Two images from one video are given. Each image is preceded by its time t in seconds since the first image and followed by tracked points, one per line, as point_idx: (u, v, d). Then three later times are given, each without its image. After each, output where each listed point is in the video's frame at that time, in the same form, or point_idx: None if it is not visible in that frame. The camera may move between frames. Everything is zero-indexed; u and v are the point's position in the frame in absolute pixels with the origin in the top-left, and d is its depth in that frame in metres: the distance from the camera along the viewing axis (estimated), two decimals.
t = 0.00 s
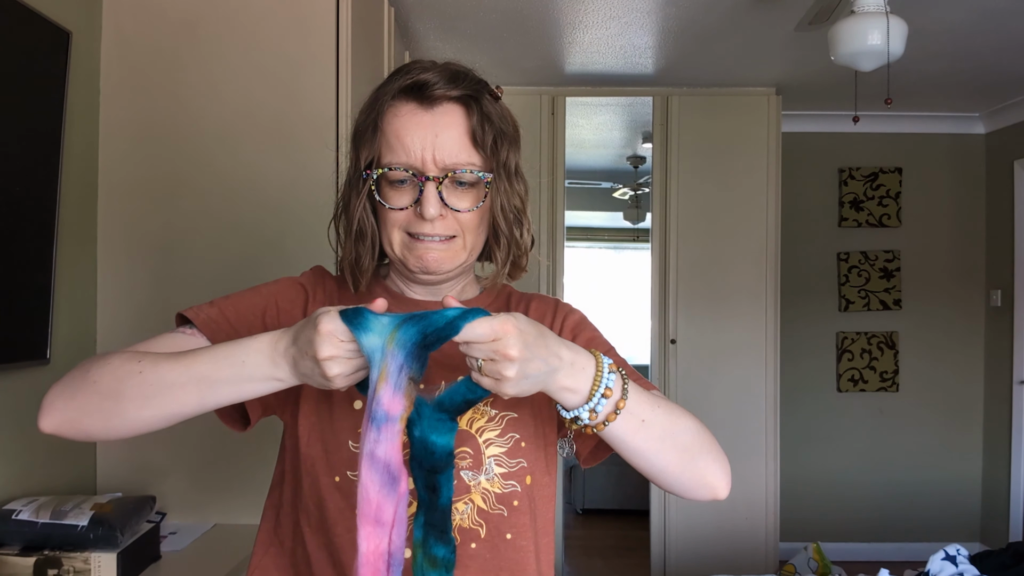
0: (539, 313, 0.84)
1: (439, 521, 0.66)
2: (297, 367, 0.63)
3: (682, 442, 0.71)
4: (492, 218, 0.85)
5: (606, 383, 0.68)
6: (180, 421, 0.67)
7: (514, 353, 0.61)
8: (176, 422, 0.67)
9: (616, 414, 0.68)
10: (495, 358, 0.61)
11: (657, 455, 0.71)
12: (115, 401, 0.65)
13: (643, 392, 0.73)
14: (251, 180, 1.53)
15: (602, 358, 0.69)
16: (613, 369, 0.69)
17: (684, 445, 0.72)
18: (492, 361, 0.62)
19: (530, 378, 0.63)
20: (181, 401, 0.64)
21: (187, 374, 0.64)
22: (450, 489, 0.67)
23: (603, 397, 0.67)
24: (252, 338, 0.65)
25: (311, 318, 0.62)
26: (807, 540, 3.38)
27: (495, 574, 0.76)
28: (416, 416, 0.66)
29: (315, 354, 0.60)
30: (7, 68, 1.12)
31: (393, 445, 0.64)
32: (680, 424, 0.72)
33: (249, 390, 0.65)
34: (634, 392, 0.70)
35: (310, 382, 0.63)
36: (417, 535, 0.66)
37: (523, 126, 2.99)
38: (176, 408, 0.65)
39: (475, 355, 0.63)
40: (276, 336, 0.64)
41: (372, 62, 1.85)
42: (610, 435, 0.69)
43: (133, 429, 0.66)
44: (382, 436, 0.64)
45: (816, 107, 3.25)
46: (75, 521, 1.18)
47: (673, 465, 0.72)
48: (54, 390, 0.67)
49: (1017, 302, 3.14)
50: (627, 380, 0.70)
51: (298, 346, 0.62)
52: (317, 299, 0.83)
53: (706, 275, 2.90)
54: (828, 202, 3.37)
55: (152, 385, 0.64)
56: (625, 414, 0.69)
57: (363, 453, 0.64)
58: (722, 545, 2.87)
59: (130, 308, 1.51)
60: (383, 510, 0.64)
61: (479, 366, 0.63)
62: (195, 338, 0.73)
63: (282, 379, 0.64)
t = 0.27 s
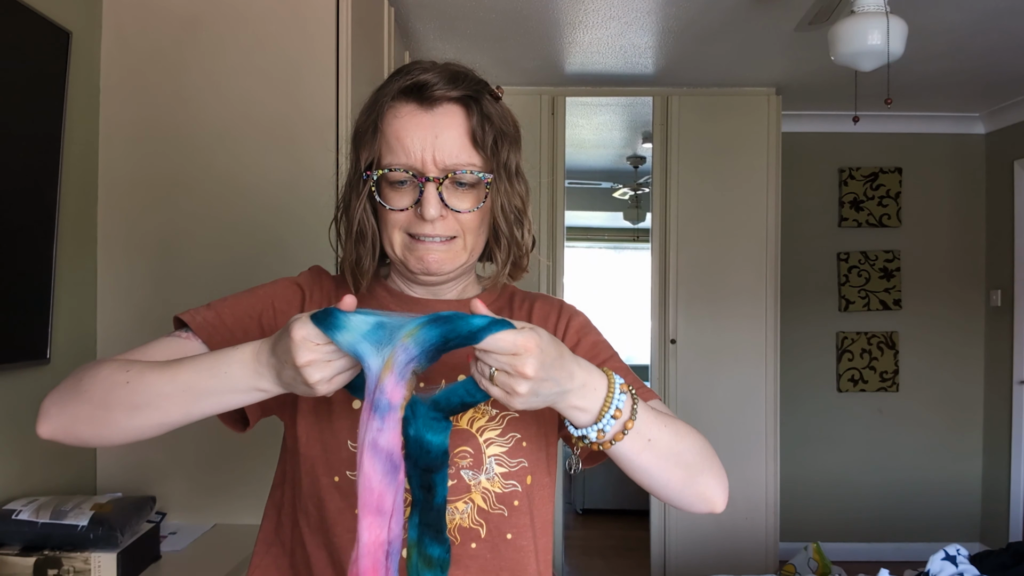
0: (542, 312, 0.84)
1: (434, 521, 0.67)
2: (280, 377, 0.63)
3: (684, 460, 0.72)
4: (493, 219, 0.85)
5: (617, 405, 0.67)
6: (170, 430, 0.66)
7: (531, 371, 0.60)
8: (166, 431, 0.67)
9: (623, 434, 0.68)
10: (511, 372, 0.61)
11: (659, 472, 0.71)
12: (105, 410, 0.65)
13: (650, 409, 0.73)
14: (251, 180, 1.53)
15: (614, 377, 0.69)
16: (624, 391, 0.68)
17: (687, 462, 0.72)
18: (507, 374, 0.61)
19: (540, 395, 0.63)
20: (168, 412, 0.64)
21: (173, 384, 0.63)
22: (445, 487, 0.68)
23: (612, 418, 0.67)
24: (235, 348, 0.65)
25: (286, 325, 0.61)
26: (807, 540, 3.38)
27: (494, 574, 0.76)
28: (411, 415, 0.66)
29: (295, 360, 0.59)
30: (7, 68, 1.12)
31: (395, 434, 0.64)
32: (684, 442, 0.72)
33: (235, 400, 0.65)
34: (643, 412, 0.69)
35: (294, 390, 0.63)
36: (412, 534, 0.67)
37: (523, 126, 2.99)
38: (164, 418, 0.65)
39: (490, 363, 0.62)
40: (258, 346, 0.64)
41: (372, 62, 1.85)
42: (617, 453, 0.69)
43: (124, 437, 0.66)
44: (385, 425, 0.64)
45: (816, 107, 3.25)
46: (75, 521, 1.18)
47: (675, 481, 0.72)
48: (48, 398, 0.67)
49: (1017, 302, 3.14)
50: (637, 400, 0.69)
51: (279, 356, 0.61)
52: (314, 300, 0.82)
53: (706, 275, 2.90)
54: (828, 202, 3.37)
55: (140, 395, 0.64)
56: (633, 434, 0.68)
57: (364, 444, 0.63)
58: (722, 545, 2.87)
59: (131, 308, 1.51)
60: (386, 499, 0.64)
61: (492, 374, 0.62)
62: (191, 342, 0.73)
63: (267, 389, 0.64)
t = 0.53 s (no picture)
0: (544, 312, 0.84)
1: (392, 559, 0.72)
2: (286, 383, 0.62)
3: (662, 506, 0.68)
4: (493, 219, 0.85)
5: (581, 488, 0.62)
6: (169, 437, 0.65)
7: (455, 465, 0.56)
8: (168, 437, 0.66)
9: (588, 507, 0.64)
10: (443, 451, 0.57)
11: (634, 523, 0.68)
12: (108, 413, 0.64)
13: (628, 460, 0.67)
14: (251, 180, 1.53)
15: (581, 455, 0.62)
16: (592, 471, 0.62)
17: (665, 508, 0.68)
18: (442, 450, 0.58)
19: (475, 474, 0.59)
20: (170, 417, 0.63)
21: (175, 389, 0.63)
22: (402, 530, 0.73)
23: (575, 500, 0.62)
24: (240, 353, 0.64)
25: (297, 333, 0.60)
26: (807, 540, 3.38)
27: (495, 573, 0.75)
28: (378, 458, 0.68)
29: (309, 367, 0.59)
30: (7, 67, 1.12)
31: (364, 468, 0.66)
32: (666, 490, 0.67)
33: (238, 406, 0.64)
34: (615, 480, 0.64)
35: (303, 397, 0.62)
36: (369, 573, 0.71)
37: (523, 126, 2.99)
38: (166, 423, 0.64)
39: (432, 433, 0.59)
40: (264, 351, 0.63)
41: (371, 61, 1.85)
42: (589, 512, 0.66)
43: (126, 442, 0.65)
44: (356, 457, 0.65)
45: (816, 107, 3.26)
46: (76, 521, 1.18)
47: (654, 524, 0.69)
48: (50, 401, 0.67)
49: (1017, 303, 3.15)
50: (607, 471, 0.63)
51: (288, 363, 0.60)
52: (313, 299, 0.82)
53: (706, 275, 2.90)
54: (828, 202, 3.37)
55: (142, 399, 0.63)
56: (602, 502, 0.64)
57: (335, 474, 0.65)
58: (722, 545, 2.87)
59: (131, 308, 1.51)
60: (351, 528, 0.67)
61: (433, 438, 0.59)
62: (190, 342, 0.73)
63: (271, 395, 0.63)
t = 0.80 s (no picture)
0: (543, 315, 0.83)
1: None
2: (289, 396, 0.62)
3: (641, 517, 0.68)
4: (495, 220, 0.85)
5: (559, 489, 0.63)
6: (162, 443, 0.66)
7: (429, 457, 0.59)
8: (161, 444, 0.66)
9: (566, 508, 0.66)
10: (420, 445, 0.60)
11: (613, 529, 0.69)
12: (102, 417, 0.64)
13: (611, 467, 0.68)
14: (250, 180, 1.53)
15: (562, 457, 0.64)
16: (570, 474, 0.63)
17: (645, 518, 0.69)
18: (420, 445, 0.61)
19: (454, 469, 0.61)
20: (165, 423, 0.63)
21: (172, 396, 0.63)
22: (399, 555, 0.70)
23: (552, 500, 0.64)
24: (239, 364, 0.64)
25: (314, 347, 0.62)
26: (807, 540, 3.38)
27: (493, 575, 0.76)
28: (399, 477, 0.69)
29: (326, 379, 0.60)
30: (7, 67, 1.12)
31: (382, 475, 0.64)
32: (645, 502, 0.68)
33: (234, 418, 0.64)
34: (594, 485, 0.65)
35: (307, 410, 0.62)
36: None
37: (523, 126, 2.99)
38: (160, 429, 0.64)
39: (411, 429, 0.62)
40: (266, 364, 0.64)
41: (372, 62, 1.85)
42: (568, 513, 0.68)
43: (119, 446, 0.65)
44: (376, 466, 0.63)
45: (816, 107, 3.25)
46: (75, 521, 1.18)
47: (632, 533, 0.70)
48: (47, 399, 0.67)
49: (1017, 303, 3.14)
50: (587, 475, 0.64)
51: (299, 374, 0.61)
52: (311, 298, 0.82)
53: (706, 275, 2.90)
54: (828, 202, 3.37)
55: (138, 405, 0.63)
56: (580, 504, 0.66)
57: (354, 483, 0.63)
58: (722, 545, 2.87)
59: (131, 308, 1.51)
60: (371, 535, 0.65)
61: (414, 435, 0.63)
62: (188, 341, 0.73)
63: (267, 409, 0.64)
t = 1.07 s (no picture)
0: (541, 311, 0.83)
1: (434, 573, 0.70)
2: (279, 435, 0.62)
3: (657, 489, 0.69)
4: (490, 221, 0.85)
5: (582, 441, 0.64)
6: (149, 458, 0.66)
7: (456, 409, 0.60)
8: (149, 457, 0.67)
9: (590, 468, 0.65)
10: (441, 409, 0.61)
11: (630, 504, 0.69)
12: (93, 433, 0.65)
13: (623, 437, 0.69)
14: (250, 181, 1.53)
15: (581, 411, 0.65)
16: (591, 424, 0.65)
17: (660, 492, 0.69)
18: (440, 411, 0.62)
19: (479, 431, 0.62)
20: (152, 444, 0.64)
21: (161, 424, 0.63)
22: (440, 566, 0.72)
23: (578, 454, 0.64)
24: (227, 395, 0.64)
25: (315, 389, 0.60)
26: (807, 540, 3.38)
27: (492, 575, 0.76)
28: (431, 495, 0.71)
29: (333, 434, 0.61)
30: (8, 68, 1.12)
31: (407, 441, 0.62)
32: (658, 472, 0.69)
33: (217, 446, 0.64)
34: (612, 442, 0.66)
35: (299, 446, 0.63)
36: None
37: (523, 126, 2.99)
38: (147, 448, 0.65)
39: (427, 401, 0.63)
40: (256, 399, 0.63)
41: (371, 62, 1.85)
42: (585, 485, 0.67)
43: (110, 458, 0.66)
44: (399, 433, 0.61)
45: (816, 107, 3.25)
46: (75, 521, 1.18)
47: (647, 511, 0.70)
48: (45, 406, 0.68)
49: (1017, 302, 3.14)
50: (606, 432, 0.66)
51: (297, 418, 0.61)
52: (308, 300, 0.82)
53: (705, 275, 2.90)
54: (828, 202, 3.37)
55: (127, 426, 0.64)
56: (601, 467, 0.66)
57: (378, 452, 0.61)
58: (722, 545, 2.87)
59: (130, 309, 1.51)
60: (403, 504, 0.64)
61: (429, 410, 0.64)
62: (184, 346, 0.73)
63: (250, 442, 0.64)
